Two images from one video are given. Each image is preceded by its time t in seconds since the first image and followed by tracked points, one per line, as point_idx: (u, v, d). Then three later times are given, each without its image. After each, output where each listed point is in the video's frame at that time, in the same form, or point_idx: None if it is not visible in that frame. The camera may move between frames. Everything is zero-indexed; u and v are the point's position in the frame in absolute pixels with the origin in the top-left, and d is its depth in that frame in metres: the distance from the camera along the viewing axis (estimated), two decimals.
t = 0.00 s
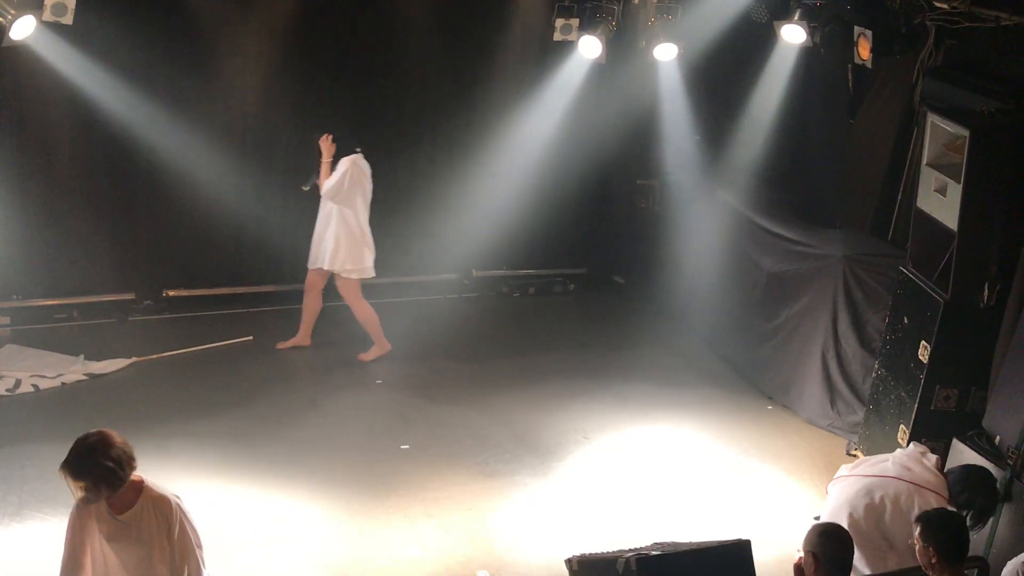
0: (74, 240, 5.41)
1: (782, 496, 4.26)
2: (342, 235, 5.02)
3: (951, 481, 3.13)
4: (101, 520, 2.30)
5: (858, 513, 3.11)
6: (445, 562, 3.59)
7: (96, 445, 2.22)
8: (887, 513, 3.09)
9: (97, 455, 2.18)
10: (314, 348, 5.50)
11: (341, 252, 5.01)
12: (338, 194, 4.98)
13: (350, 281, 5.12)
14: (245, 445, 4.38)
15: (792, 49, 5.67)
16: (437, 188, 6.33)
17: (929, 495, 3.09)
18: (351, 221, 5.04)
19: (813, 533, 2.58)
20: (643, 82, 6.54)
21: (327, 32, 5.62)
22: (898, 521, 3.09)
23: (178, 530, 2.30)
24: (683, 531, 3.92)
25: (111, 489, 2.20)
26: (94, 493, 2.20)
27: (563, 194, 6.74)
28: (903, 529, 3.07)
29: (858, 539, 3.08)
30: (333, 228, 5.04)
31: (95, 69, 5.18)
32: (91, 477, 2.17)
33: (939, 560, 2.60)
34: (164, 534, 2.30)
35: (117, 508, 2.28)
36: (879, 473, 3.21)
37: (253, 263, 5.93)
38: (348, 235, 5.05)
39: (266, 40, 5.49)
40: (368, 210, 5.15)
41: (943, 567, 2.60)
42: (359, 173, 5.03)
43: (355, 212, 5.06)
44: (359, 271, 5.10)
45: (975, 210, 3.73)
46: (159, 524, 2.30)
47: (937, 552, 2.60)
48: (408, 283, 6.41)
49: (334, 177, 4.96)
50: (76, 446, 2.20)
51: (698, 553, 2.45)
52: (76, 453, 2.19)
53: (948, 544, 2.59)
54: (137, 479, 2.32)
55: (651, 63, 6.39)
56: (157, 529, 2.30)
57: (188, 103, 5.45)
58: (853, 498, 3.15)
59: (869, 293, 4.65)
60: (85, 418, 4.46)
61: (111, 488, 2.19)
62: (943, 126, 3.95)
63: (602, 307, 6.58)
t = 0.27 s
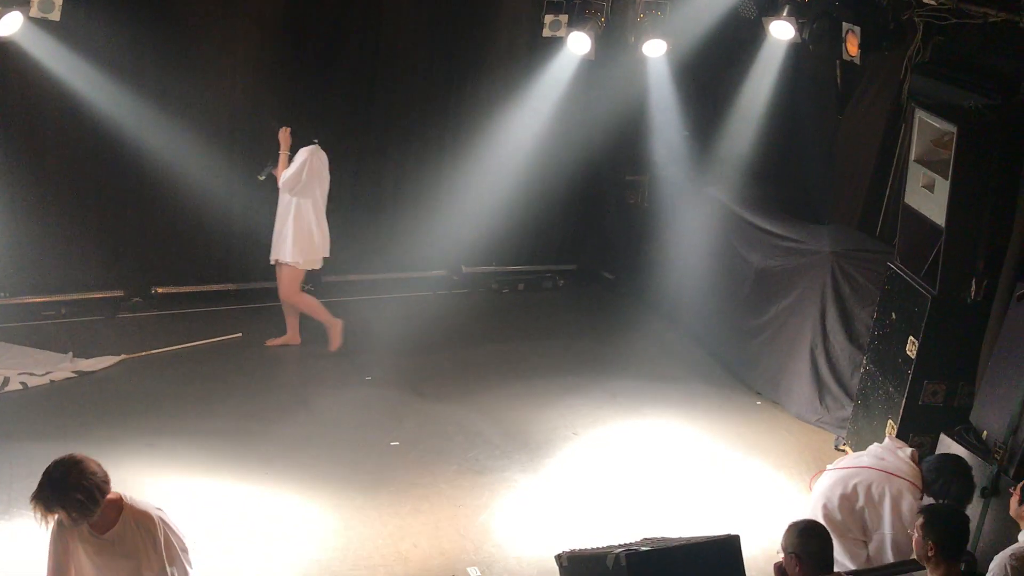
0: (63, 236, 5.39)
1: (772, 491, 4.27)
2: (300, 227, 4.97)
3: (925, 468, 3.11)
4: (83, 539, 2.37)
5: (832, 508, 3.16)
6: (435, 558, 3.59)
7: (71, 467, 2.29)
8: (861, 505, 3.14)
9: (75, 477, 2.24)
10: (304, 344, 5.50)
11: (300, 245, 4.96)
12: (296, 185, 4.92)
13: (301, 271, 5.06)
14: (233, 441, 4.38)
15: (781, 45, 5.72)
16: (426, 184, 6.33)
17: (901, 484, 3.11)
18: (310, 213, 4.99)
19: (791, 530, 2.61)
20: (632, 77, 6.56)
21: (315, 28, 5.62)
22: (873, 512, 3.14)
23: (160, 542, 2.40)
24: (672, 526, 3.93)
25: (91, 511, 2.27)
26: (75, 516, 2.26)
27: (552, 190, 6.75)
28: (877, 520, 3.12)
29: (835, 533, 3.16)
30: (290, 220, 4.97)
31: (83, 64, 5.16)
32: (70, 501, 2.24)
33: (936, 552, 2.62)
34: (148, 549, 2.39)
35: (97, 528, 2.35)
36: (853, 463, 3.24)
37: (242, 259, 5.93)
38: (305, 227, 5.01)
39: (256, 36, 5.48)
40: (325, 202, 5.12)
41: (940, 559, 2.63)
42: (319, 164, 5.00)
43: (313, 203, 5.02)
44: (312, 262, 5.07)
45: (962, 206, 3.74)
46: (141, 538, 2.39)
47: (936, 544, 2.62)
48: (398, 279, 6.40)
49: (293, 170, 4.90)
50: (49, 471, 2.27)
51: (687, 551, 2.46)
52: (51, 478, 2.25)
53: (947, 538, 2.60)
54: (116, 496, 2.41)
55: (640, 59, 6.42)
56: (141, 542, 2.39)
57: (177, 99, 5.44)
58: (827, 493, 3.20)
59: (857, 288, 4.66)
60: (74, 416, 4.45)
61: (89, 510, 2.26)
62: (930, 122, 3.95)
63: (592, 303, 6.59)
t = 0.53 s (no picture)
0: (55, 234, 5.38)
1: (766, 487, 4.28)
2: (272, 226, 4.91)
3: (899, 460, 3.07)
4: (74, 556, 2.40)
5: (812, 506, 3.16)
6: (429, 555, 3.60)
7: (53, 488, 2.30)
8: (838, 501, 3.11)
9: (61, 501, 2.25)
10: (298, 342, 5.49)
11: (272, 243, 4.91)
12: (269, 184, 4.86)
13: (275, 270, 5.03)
14: (226, 439, 4.38)
15: (774, 43, 5.70)
16: (420, 181, 6.33)
17: (874, 479, 3.06)
18: (283, 212, 4.93)
19: (779, 534, 2.58)
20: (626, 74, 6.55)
21: (308, 25, 5.61)
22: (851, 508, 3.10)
23: (152, 553, 2.45)
24: (666, 523, 3.94)
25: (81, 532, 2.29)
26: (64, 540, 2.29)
27: (545, 188, 6.76)
28: (854, 517, 3.08)
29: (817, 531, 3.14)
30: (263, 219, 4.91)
31: (74, 62, 5.14)
32: (57, 525, 2.26)
33: (932, 548, 2.63)
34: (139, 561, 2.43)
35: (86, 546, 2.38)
36: (833, 460, 3.23)
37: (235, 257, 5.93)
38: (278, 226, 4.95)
39: (248, 34, 5.47)
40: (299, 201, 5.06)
41: (935, 556, 2.64)
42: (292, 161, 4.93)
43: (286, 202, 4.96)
44: (288, 261, 5.04)
45: (955, 203, 3.73)
46: (131, 551, 2.43)
47: (935, 541, 2.63)
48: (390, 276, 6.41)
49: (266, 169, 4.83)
50: (30, 497, 2.27)
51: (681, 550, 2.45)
52: (33, 504, 2.26)
53: (948, 536, 2.62)
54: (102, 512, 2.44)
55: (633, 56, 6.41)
56: (132, 554, 2.43)
57: (170, 97, 5.43)
58: (806, 490, 3.20)
59: (850, 285, 4.65)
60: (66, 414, 4.44)
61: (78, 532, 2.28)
62: (923, 119, 3.98)
63: (586, 300, 6.60)
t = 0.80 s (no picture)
0: (52, 233, 5.38)
1: (764, 484, 4.29)
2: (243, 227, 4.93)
3: (884, 455, 3.09)
4: (75, 569, 2.46)
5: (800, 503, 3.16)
6: (427, 552, 3.60)
7: (48, 505, 2.36)
8: (826, 497, 3.12)
9: (57, 516, 2.31)
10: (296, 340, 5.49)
11: (241, 244, 4.91)
12: (238, 185, 4.89)
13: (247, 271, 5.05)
14: (225, 437, 4.38)
15: (771, 40, 5.70)
16: (417, 179, 6.33)
17: (861, 473, 3.07)
18: (253, 213, 4.94)
19: (779, 531, 2.59)
20: (624, 71, 6.55)
21: (305, 24, 5.61)
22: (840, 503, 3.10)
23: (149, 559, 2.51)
24: (664, 521, 3.94)
25: (79, 544, 2.35)
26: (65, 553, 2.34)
27: (542, 186, 6.77)
28: (843, 513, 3.08)
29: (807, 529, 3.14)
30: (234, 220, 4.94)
31: (71, 60, 5.14)
32: (55, 542, 2.31)
33: (930, 548, 2.64)
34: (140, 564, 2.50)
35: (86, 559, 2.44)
36: (820, 457, 3.24)
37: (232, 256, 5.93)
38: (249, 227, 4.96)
39: (246, 32, 5.48)
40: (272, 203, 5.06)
41: (932, 556, 2.65)
42: (265, 162, 4.95)
43: (257, 204, 4.97)
44: (261, 263, 5.05)
45: (951, 199, 3.74)
46: (129, 559, 2.49)
47: (932, 540, 2.63)
48: (388, 274, 6.41)
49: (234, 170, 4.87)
50: (24, 515, 2.33)
51: (680, 548, 2.45)
52: (29, 522, 2.31)
53: (948, 537, 2.62)
54: (97, 522, 2.50)
55: (631, 54, 6.42)
56: (132, 561, 2.49)
57: (167, 95, 5.43)
58: (794, 488, 3.20)
59: (847, 282, 4.64)
60: (64, 413, 4.44)
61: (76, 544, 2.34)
62: (918, 116, 3.98)
63: (584, 298, 6.60)
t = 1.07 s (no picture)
0: (54, 231, 5.39)
1: (765, 480, 4.29)
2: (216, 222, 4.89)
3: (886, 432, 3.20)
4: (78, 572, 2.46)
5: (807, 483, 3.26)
6: (428, 549, 3.61)
7: (48, 509, 2.36)
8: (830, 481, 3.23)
9: (56, 521, 2.31)
10: (298, 337, 5.50)
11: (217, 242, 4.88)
12: (212, 181, 4.85)
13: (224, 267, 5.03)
14: (226, 434, 4.38)
15: (772, 36, 5.69)
16: (418, 176, 6.33)
17: (865, 457, 3.18)
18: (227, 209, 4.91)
19: (782, 520, 2.60)
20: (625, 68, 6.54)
21: (305, 21, 5.61)
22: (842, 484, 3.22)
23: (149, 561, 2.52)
24: (666, 517, 3.94)
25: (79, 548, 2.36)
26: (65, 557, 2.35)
27: (543, 183, 6.77)
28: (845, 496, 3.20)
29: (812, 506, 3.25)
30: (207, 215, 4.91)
31: (72, 58, 5.14)
32: (55, 547, 2.32)
33: (929, 547, 2.64)
34: (140, 565, 2.51)
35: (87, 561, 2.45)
36: (824, 441, 3.33)
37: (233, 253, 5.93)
38: (224, 223, 4.93)
39: (246, 29, 5.47)
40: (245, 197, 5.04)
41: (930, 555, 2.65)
42: (239, 157, 4.92)
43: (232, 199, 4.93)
44: (237, 259, 5.03)
45: (952, 196, 3.74)
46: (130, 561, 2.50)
47: (932, 539, 2.63)
48: (389, 272, 6.42)
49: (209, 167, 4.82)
50: (25, 519, 2.33)
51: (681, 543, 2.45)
52: (28, 527, 2.31)
53: (948, 536, 2.62)
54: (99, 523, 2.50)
55: (632, 50, 6.42)
56: (132, 562, 2.50)
57: (168, 92, 5.43)
58: (799, 473, 3.30)
59: (848, 278, 4.63)
60: (66, 409, 4.45)
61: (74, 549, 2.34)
62: (919, 112, 3.97)
63: (585, 295, 6.61)
